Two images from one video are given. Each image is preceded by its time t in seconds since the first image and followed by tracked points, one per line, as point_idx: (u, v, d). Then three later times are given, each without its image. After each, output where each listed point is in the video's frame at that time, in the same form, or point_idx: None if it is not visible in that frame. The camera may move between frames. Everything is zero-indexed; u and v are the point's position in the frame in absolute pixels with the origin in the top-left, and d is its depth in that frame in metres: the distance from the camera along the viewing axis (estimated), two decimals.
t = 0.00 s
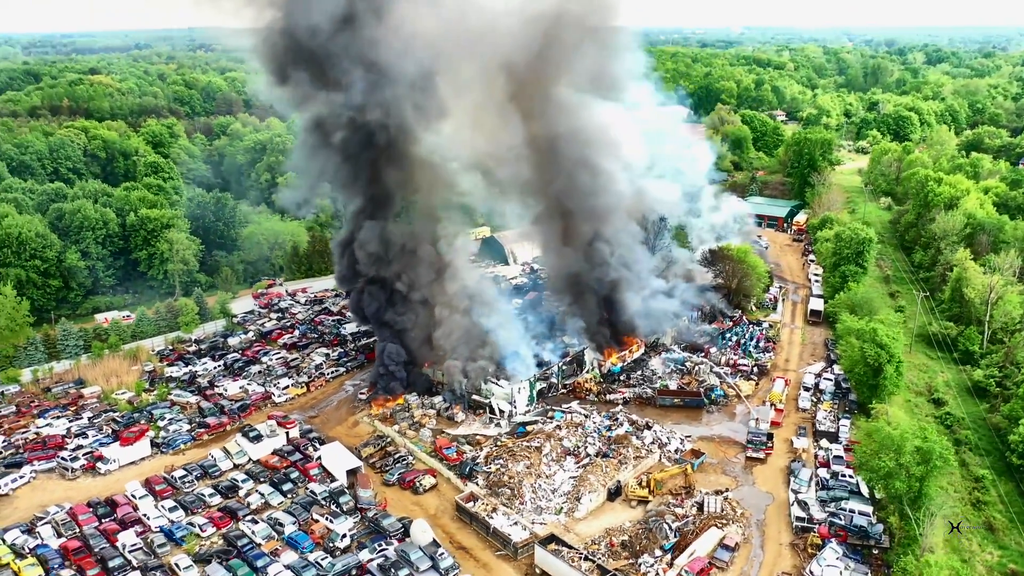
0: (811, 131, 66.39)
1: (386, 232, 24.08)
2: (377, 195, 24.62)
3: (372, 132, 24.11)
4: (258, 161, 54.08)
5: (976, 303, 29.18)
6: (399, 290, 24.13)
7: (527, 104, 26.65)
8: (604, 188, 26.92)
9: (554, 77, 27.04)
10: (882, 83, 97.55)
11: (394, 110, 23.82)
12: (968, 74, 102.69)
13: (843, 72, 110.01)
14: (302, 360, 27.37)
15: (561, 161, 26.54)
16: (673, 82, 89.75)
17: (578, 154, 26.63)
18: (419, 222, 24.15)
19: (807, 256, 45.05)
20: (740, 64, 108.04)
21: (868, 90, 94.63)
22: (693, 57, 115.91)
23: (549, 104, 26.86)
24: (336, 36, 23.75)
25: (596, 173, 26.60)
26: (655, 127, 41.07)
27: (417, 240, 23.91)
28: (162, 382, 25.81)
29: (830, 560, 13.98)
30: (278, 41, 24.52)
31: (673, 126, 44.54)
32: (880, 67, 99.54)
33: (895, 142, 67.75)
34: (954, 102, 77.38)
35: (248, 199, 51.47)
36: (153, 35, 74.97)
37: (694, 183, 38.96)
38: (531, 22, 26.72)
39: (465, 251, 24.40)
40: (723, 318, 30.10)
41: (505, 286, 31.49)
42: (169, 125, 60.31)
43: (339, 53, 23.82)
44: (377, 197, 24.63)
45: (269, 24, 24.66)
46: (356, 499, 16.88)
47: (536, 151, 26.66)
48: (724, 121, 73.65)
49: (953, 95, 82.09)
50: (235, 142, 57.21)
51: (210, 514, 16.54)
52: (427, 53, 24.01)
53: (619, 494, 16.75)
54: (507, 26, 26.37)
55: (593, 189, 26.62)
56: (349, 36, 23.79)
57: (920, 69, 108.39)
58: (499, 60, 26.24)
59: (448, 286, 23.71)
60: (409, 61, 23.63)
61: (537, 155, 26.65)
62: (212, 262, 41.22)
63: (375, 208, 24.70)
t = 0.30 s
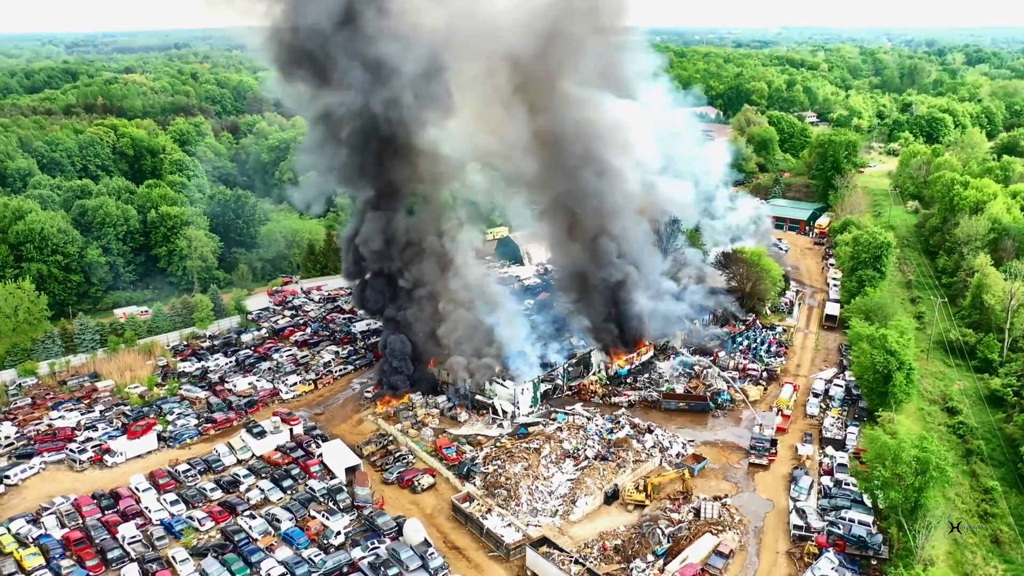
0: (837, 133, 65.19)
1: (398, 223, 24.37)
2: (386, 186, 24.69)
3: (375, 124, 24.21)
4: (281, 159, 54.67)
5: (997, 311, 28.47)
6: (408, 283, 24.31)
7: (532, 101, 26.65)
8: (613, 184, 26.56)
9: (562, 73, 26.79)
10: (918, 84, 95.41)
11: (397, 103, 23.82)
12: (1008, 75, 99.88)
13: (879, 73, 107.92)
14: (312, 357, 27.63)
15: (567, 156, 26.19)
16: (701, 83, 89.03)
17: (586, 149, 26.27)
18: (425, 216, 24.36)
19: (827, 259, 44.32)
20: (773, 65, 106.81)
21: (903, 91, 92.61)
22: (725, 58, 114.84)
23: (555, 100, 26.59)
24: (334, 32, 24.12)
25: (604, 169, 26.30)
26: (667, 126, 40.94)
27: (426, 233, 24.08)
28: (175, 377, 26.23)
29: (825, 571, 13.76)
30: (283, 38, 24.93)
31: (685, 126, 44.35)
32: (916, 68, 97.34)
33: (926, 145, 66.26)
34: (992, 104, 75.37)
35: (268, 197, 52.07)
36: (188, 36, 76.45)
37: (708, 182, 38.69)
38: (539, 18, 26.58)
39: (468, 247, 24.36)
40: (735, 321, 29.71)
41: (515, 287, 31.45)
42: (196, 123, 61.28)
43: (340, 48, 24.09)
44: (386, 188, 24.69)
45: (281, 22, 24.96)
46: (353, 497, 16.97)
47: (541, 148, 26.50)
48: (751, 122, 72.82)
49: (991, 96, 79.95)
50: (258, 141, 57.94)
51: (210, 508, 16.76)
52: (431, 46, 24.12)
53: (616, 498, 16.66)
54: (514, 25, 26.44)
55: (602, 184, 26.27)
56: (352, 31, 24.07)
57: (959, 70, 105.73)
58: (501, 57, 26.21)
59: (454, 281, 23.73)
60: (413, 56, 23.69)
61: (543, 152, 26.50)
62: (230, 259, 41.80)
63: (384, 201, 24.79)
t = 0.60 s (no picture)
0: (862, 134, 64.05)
1: (405, 219, 24.39)
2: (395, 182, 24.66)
3: (375, 122, 24.37)
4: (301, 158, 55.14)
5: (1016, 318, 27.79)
6: (413, 281, 24.22)
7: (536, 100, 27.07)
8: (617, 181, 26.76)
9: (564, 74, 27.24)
10: (954, 85, 93.20)
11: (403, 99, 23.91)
12: None
13: (915, 74, 105.58)
14: (320, 355, 27.81)
15: (570, 153, 26.54)
16: (729, 84, 88.23)
17: (589, 146, 26.59)
18: (432, 211, 24.50)
19: (846, 263, 43.59)
20: (804, 66, 105.50)
21: (938, 92, 90.55)
22: (754, 58, 113.73)
23: (558, 99, 27.01)
24: (332, 32, 24.30)
25: (606, 167, 26.57)
26: (681, 127, 40.95)
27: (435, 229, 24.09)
28: (185, 373, 26.57)
29: None
30: (284, 38, 25.12)
31: (699, 126, 44.29)
32: (952, 69, 95.08)
33: (956, 146, 64.75)
34: None
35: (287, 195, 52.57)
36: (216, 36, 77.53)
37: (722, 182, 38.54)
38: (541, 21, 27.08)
39: (471, 243, 24.36)
40: (747, 325, 29.27)
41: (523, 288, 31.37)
42: (221, 122, 62.11)
43: (340, 46, 24.28)
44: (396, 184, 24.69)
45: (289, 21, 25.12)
46: (349, 495, 17.04)
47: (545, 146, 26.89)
48: (776, 124, 71.88)
49: None
50: (280, 140, 58.50)
51: (208, 504, 16.93)
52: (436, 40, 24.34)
53: (612, 502, 16.53)
54: (518, 28, 27.03)
55: (605, 181, 26.50)
56: (350, 30, 24.24)
57: (997, 70, 103.15)
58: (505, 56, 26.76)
59: (457, 277, 23.79)
60: (417, 53, 23.85)
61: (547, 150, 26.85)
62: (246, 257, 42.26)
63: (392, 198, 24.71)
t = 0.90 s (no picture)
0: (888, 136, 62.79)
1: (409, 215, 24.62)
2: (399, 177, 24.82)
3: (376, 121, 24.42)
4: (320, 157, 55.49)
5: None
6: (415, 275, 24.50)
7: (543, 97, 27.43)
8: (620, 180, 26.85)
9: (573, 73, 27.40)
10: (991, 87, 90.77)
11: (405, 95, 24.07)
12: None
13: (951, 74, 102.98)
14: (328, 354, 27.96)
15: (573, 151, 26.82)
16: (757, 84, 87.32)
17: (592, 144, 26.80)
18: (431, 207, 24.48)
19: (866, 267, 42.77)
20: (836, 67, 104.03)
21: (974, 94, 88.28)
22: (784, 58, 112.49)
23: (564, 97, 27.24)
24: (330, 32, 24.28)
25: (608, 165, 26.76)
26: (695, 127, 40.85)
27: (438, 225, 24.18)
28: (194, 369, 26.90)
29: None
30: (286, 38, 25.19)
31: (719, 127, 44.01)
32: (989, 70, 92.62)
33: (988, 149, 63.12)
34: None
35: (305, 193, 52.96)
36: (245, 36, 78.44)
37: (738, 181, 38.14)
38: (549, 22, 27.41)
39: (474, 241, 24.22)
40: (758, 329, 28.80)
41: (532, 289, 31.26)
42: (245, 120, 62.79)
43: (342, 45, 24.26)
44: (400, 179, 24.81)
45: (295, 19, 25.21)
46: (345, 494, 17.08)
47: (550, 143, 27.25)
48: (801, 125, 70.69)
49: None
50: (300, 139, 59.01)
51: (207, 500, 17.08)
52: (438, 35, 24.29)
53: (608, 506, 16.41)
54: (524, 31, 27.41)
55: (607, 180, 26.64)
56: (346, 28, 24.12)
57: None
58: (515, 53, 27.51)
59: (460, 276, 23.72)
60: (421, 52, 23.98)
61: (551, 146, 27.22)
62: (262, 255, 42.68)
63: (395, 192, 24.91)
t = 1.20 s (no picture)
0: (910, 138, 61.64)
1: (408, 211, 24.16)
2: (399, 175, 24.21)
3: (375, 120, 23.84)
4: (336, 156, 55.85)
5: None
6: (417, 272, 24.17)
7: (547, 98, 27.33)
8: (623, 180, 26.65)
9: (575, 71, 27.21)
10: None
11: (408, 92, 23.36)
12: None
13: (983, 75, 100.78)
14: (333, 353, 28.08)
15: (575, 151, 26.66)
16: (782, 85, 86.40)
17: (595, 145, 26.63)
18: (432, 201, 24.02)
19: (881, 272, 42.08)
20: (864, 67, 102.49)
21: (1006, 95, 86.23)
22: (812, 60, 111.27)
23: (568, 96, 27.05)
24: (328, 28, 23.69)
25: (610, 166, 26.57)
26: (705, 128, 40.77)
27: (440, 220, 23.89)
28: (201, 366, 27.15)
29: None
30: (289, 37, 25.15)
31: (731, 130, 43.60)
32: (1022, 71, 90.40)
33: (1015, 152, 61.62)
34: None
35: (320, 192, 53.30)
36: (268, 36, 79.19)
37: (749, 184, 37.76)
38: (551, 20, 27.25)
39: (476, 241, 24.07)
40: (766, 333, 28.38)
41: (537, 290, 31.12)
42: (265, 119, 63.40)
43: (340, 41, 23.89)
44: (400, 177, 24.22)
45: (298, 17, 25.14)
46: (338, 494, 17.12)
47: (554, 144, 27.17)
48: (824, 125, 69.85)
49: None
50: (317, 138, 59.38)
51: (202, 497, 17.21)
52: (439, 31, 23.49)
53: (600, 511, 16.27)
54: (528, 30, 27.28)
55: (610, 181, 26.46)
56: (343, 23, 23.46)
57: None
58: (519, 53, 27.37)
59: (461, 272, 23.77)
60: (421, 48, 23.56)
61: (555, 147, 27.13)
62: (274, 253, 43.03)
63: (394, 192, 24.31)
